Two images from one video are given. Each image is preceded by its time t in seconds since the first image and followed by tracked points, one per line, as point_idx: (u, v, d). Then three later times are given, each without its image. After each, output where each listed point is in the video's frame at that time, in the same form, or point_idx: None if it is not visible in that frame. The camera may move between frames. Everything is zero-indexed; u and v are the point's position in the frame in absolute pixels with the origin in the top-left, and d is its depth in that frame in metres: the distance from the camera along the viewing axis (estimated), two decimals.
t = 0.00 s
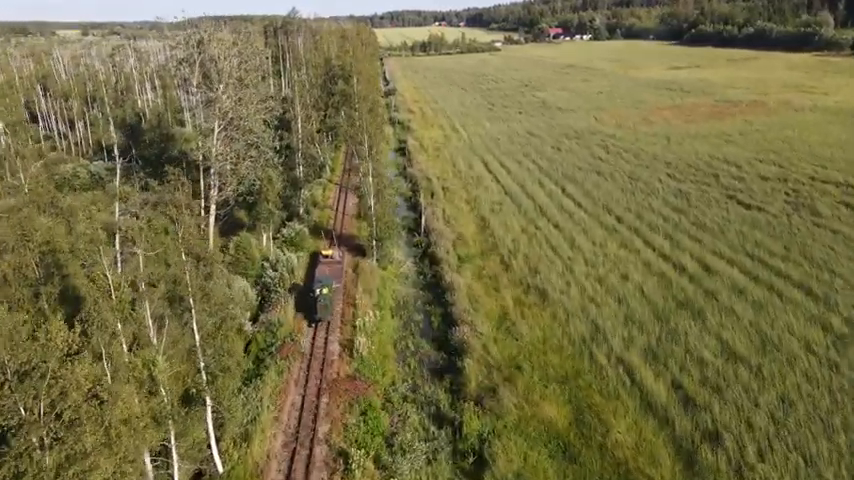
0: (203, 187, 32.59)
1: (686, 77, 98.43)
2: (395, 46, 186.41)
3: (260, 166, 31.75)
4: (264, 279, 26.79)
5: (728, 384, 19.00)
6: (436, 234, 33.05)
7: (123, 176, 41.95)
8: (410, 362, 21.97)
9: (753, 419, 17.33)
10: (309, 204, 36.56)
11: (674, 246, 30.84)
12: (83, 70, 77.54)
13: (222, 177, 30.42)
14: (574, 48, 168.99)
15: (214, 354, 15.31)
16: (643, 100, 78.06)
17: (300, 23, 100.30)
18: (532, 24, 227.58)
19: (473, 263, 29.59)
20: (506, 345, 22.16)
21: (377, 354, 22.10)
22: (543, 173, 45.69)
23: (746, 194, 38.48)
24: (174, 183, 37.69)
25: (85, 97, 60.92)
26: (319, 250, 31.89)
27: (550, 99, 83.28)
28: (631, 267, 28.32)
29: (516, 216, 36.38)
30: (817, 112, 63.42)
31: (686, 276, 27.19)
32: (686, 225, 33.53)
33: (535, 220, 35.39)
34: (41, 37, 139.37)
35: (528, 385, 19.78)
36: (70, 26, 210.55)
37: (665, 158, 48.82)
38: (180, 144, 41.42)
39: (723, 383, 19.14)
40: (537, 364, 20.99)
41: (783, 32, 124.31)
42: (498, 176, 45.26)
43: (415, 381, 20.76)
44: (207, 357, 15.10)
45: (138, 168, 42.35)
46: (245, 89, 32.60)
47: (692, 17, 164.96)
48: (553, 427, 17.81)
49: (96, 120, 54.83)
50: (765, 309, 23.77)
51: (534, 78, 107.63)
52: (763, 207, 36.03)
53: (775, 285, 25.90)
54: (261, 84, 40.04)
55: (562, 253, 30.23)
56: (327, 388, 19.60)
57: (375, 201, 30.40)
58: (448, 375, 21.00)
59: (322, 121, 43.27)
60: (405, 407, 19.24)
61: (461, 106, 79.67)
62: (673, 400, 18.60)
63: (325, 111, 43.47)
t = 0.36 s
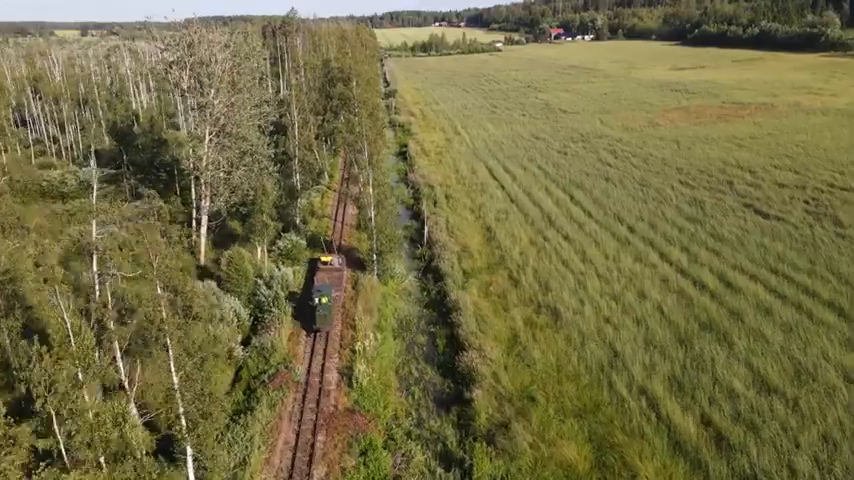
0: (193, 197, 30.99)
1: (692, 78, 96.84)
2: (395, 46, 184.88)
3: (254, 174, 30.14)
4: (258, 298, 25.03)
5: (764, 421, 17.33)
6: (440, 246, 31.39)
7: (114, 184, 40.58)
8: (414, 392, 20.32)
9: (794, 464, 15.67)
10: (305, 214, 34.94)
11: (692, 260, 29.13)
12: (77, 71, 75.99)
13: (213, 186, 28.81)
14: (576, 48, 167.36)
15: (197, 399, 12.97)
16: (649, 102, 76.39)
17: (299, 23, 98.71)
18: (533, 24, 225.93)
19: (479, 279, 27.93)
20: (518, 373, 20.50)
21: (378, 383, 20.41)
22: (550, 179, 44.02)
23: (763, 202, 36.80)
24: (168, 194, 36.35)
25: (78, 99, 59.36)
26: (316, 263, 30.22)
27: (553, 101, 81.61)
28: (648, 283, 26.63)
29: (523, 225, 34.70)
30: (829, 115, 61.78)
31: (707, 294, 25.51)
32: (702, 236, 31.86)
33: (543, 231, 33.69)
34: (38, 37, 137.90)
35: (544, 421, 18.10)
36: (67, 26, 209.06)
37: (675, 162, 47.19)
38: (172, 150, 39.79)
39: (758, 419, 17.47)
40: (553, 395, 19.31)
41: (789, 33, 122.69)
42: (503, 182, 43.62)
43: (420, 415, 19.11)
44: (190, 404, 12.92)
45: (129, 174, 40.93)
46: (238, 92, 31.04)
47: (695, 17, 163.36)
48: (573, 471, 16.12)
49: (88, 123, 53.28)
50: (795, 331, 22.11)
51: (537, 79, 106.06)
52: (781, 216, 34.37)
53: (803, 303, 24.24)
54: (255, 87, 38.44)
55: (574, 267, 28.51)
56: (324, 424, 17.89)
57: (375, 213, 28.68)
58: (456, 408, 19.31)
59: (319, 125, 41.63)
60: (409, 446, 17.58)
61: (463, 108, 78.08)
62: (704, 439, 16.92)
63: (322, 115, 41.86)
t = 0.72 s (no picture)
0: (183, 208, 29.48)
1: (697, 79, 95.22)
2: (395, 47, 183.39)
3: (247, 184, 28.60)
4: (250, 319, 23.40)
5: (805, 464, 15.71)
6: (444, 259, 29.75)
7: (103, 191, 39.10)
8: (418, 425, 18.72)
9: None
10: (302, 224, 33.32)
11: (711, 274, 27.51)
12: (72, 72, 74.45)
13: (202, 197, 27.36)
14: (578, 48, 165.72)
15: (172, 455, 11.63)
16: (655, 104, 74.80)
17: (298, 22, 96.98)
18: (534, 24, 224.30)
19: (486, 296, 26.33)
20: (531, 404, 18.90)
21: (379, 417, 18.78)
22: (557, 185, 42.43)
23: (781, 211, 35.18)
24: (159, 203, 34.88)
25: (70, 102, 57.79)
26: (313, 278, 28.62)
27: (557, 102, 79.98)
28: (666, 301, 25.02)
29: (530, 236, 33.10)
30: (841, 118, 60.17)
31: (731, 313, 23.88)
32: (720, 248, 30.23)
33: (552, 242, 32.09)
34: (34, 37, 136.07)
35: (561, 461, 16.49)
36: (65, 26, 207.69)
37: (686, 168, 45.62)
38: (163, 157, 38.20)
39: (799, 461, 15.86)
40: (570, 430, 17.70)
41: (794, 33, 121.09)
42: (508, 188, 42.02)
43: (425, 453, 17.52)
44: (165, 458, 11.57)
45: (119, 182, 39.48)
46: (231, 97, 29.61)
47: (698, 17, 161.75)
48: None
49: (80, 126, 51.70)
50: (829, 357, 20.46)
51: (539, 80, 104.44)
52: (802, 225, 32.75)
53: (834, 323, 22.60)
54: (250, 92, 36.93)
55: (586, 283, 26.90)
56: (320, 465, 16.27)
57: (374, 225, 27.02)
58: (464, 445, 17.69)
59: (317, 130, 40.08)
60: None
61: (465, 110, 76.49)
62: None
63: (320, 120, 40.31)
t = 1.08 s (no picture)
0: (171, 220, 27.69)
1: (703, 80, 93.57)
2: (395, 47, 181.69)
3: (239, 196, 26.85)
4: (241, 342, 21.67)
5: None
6: (448, 274, 28.04)
7: (91, 199, 37.42)
8: (422, 466, 17.04)
9: None
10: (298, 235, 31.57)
11: (733, 292, 25.80)
12: (64, 73, 72.65)
13: (191, 209, 25.50)
14: (580, 48, 163.95)
15: None
16: (661, 106, 73.10)
17: (296, 22, 95.18)
18: (535, 24, 222.53)
19: (494, 315, 24.64)
20: (547, 442, 17.22)
21: (380, 458, 17.08)
22: (564, 192, 40.74)
23: (802, 220, 33.50)
24: (148, 212, 33.25)
25: (61, 104, 56.11)
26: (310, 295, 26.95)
27: (561, 104, 78.26)
28: (688, 322, 23.32)
29: (538, 248, 31.41)
30: None
31: (758, 336, 22.16)
32: (740, 262, 28.54)
33: (562, 254, 30.39)
34: (30, 37, 134.24)
35: None
36: (62, 26, 205.90)
37: (698, 173, 43.97)
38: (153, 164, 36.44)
39: None
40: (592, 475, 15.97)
41: (800, 33, 119.41)
42: (514, 195, 40.35)
43: None
44: None
45: (108, 189, 37.83)
46: (223, 102, 27.77)
47: (701, 17, 160.12)
48: None
49: (70, 130, 49.98)
50: None
51: (542, 81, 102.65)
52: (825, 236, 31.07)
53: None
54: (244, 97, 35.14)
55: (601, 301, 25.18)
56: None
57: (375, 239, 25.27)
58: None
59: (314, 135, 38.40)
60: None
61: (467, 112, 74.79)
62: None
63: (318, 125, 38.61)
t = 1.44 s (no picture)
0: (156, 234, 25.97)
1: (709, 81, 92.01)
2: (395, 47, 179.94)
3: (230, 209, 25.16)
4: (229, 371, 19.95)
5: None
6: (453, 291, 26.39)
7: (77, 207, 35.76)
8: None
9: None
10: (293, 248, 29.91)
11: (759, 311, 24.12)
12: (56, 74, 70.92)
13: (177, 224, 23.78)
14: (582, 48, 162.28)
15: None
16: (668, 109, 71.47)
17: (294, 22, 93.43)
18: (536, 24, 220.63)
19: (503, 338, 23.03)
20: None
21: None
22: (572, 200, 39.12)
23: (825, 231, 31.83)
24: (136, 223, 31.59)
25: (51, 108, 54.43)
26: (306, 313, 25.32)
27: (565, 107, 76.58)
28: (713, 346, 21.65)
29: (547, 261, 29.79)
30: None
31: (790, 363, 20.51)
32: (764, 277, 26.86)
33: (573, 268, 28.74)
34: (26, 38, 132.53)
35: None
36: (59, 27, 204.09)
37: (711, 179, 42.34)
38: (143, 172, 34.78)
39: None
40: None
41: (806, 33, 117.77)
42: (520, 203, 38.70)
43: None
44: None
45: (95, 196, 36.15)
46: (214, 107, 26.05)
47: (704, 17, 158.55)
48: None
49: (60, 134, 48.30)
50: None
51: (545, 83, 100.95)
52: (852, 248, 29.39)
53: None
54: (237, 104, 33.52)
55: (617, 321, 23.54)
56: None
57: (375, 257, 23.55)
58: None
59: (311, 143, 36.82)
60: None
61: (469, 115, 73.12)
62: None
63: (314, 133, 37.09)
